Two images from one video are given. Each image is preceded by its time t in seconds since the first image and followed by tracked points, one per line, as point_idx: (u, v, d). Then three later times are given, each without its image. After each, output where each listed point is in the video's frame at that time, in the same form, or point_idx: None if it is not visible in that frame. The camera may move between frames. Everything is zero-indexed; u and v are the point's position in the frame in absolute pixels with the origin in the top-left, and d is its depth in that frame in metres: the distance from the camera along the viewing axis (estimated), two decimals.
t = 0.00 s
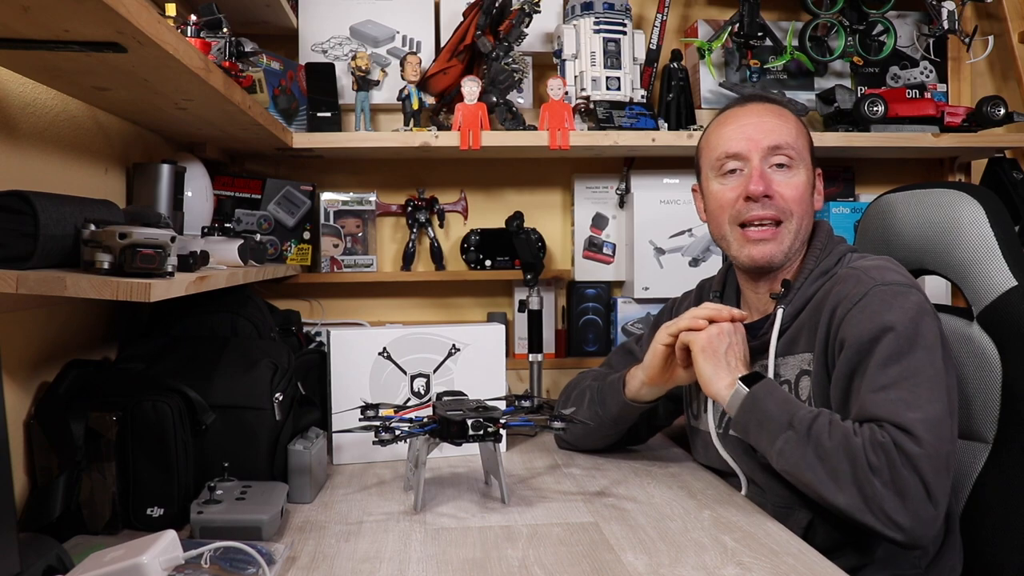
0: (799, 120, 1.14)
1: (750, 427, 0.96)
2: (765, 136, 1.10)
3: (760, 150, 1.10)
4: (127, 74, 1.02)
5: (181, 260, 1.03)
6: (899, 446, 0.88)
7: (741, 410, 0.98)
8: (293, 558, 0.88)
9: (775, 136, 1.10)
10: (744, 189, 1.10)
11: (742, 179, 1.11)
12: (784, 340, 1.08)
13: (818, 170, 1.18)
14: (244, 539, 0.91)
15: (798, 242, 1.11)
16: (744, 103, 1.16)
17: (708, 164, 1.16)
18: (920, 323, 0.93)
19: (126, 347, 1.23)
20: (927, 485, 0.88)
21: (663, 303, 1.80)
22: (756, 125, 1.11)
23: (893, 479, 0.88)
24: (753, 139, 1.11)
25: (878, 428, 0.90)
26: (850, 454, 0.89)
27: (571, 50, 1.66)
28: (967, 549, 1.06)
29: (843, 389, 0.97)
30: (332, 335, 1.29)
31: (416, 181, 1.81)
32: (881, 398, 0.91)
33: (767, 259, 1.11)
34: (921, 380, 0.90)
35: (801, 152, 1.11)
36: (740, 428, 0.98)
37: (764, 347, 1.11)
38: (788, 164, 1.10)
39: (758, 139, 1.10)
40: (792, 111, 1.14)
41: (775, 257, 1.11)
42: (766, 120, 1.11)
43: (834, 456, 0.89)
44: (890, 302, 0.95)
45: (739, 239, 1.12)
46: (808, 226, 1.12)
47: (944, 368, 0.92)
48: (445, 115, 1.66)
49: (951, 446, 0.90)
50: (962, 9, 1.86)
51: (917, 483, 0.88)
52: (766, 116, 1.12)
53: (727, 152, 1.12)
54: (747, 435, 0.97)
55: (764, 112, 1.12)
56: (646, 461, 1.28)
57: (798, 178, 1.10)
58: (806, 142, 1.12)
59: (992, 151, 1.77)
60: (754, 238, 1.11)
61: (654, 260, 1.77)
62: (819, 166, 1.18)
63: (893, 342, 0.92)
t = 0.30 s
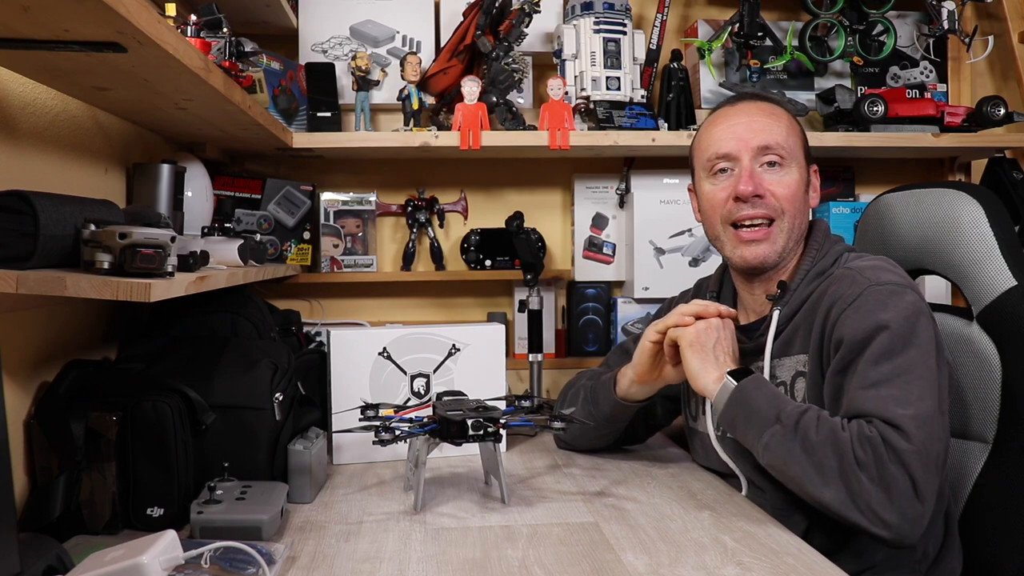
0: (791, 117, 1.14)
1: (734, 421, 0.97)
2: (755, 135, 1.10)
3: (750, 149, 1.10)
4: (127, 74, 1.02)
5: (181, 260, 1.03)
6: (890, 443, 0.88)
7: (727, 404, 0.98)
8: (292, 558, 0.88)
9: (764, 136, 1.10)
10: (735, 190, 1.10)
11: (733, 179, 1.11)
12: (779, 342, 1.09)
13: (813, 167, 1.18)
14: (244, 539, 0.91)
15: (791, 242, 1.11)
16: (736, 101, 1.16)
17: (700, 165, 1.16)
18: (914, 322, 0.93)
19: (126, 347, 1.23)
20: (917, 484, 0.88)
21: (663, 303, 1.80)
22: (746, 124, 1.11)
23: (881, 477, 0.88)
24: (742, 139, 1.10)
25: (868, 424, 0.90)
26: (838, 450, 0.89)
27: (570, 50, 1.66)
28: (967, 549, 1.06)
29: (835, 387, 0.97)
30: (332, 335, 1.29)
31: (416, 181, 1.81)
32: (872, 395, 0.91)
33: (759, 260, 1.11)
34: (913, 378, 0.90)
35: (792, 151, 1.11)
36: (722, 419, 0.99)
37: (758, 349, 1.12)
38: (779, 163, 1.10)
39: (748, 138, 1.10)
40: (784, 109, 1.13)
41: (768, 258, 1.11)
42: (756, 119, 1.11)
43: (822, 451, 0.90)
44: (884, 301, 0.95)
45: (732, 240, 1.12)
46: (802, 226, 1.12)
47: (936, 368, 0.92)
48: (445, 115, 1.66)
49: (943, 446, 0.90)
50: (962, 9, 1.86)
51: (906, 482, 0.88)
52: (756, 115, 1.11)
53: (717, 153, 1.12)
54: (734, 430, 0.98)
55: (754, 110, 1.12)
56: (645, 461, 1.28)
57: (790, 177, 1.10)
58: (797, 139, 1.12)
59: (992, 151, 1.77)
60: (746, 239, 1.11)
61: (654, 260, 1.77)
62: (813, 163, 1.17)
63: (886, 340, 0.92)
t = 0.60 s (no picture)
0: (775, 119, 1.12)
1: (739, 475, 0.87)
2: (737, 143, 1.08)
3: (732, 158, 1.09)
4: (127, 74, 1.02)
5: (181, 260, 1.03)
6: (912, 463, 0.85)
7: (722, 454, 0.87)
8: (292, 558, 0.88)
9: (747, 143, 1.08)
10: (718, 200, 1.09)
11: (717, 189, 1.10)
12: (778, 346, 1.09)
13: (805, 163, 1.16)
14: (244, 539, 0.91)
15: (778, 248, 1.11)
16: (721, 105, 1.14)
17: (687, 173, 1.15)
18: (923, 333, 0.92)
19: (125, 347, 1.23)
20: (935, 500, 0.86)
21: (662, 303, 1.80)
22: (728, 132, 1.09)
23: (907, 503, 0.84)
24: (725, 147, 1.09)
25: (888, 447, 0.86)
26: (863, 477, 0.84)
27: (570, 50, 1.66)
28: (967, 549, 1.06)
29: (842, 401, 0.95)
30: (332, 335, 1.29)
31: (416, 181, 1.81)
32: (891, 414, 0.87)
33: (748, 268, 1.11)
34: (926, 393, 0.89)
35: (776, 155, 1.09)
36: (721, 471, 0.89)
37: (758, 351, 1.12)
38: (763, 169, 1.09)
39: (730, 147, 1.09)
40: (768, 111, 1.12)
41: (756, 265, 1.10)
42: (738, 126, 1.09)
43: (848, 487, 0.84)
44: (892, 312, 0.94)
45: (720, 248, 1.12)
46: (790, 230, 1.11)
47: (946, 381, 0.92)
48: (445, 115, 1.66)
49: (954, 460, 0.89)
50: (962, 9, 1.86)
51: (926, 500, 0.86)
52: (737, 121, 1.10)
53: (701, 162, 1.11)
54: (743, 484, 0.88)
55: (736, 116, 1.10)
56: (645, 461, 1.28)
57: (775, 183, 1.09)
58: (782, 142, 1.10)
59: (992, 151, 1.77)
60: (734, 248, 1.10)
61: (654, 260, 1.77)
62: (804, 159, 1.15)
63: (897, 354, 0.90)
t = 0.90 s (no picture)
0: (748, 123, 1.09)
1: (746, 540, 0.87)
2: (695, 151, 1.09)
3: (692, 165, 1.10)
4: (127, 74, 1.02)
5: (181, 259, 1.03)
6: (910, 480, 0.86)
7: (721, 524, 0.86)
8: (292, 558, 0.88)
9: (705, 151, 1.08)
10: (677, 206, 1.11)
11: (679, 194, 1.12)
12: (776, 350, 1.07)
13: (790, 167, 1.10)
14: (244, 539, 0.91)
15: (736, 257, 1.10)
16: (704, 106, 1.14)
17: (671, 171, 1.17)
18: (921, 342, 0.93)
19: (126, 347, 1.23)
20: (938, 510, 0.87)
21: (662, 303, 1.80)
22: (693, 138, 1.10)
23: (909, 521, 0.86)
24: (687, 153, 1.10)
25: (885, 469, 0.88)
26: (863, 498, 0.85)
27: (570, 50, 1.66)
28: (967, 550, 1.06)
29: (841, 412, 0.95)
30: (332, 335, 1.29)
31: (416, 180, 1.81)
32: (891, 430, 0.88)
33: (704, 275, 1.12)
34: (924, 403, 0.89)
35: (735, 164, 1.07)
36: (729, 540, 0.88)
37: (754, 356, 1.10)
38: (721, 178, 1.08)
39: (690, 153, 1.10)
40: (744, 113, 1.09)
41: (713, 272, 1.11)
42: (701, 133, 1.10)
43: (846, 515, 0.85)
44: (890, 321, 0.94)
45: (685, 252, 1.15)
46: (752, 241, 1.09)
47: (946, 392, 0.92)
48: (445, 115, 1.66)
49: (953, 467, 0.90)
50: (962, 9, 1.86)
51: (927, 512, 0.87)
52: (703, 127, 1.10)
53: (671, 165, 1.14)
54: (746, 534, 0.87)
55: (706, 120, 1.10)
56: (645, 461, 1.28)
57: (731, 193, 1.08)
58: (748, 149, 1.08)
59: (992, 151, 1.77)
60: (692, 254, 1.12)
61: (654, 260, 1.77)
62: (788, 162, 1.09)
63: (894, 365, 0.91)
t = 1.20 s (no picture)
0: (753, 122, 1.09)
1: (745, 546, 0.87)
2: (705, 152, 1.08)
3: (702, 167, 1.09)
4: (127, 74, 1.02)
5: (181, 259, 1.03)
6: (910, 472, 0.86)
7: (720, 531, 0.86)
8: (293, 558, 0.88)
9: (716, 151, 1.07)
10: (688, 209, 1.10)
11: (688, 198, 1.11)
12: (773, 346, 1.07)
13: (792, 167, 1.11)
14: (244, 539, 0.91)
15: (752, 257, 1.10)
16: (703, 108, 1.13)
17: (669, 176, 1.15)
18: (919, 335, 0.93)
19: (126, 347, 1.23)
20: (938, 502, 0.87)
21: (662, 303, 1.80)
22: (701, 139, 1.09)
23: (911, 513, 0.85)
24: (695, 155, 1.09)
25: (885, 463, 0.88)
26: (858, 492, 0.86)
27: (570, 50, 1.66)
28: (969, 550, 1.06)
29: (840, 405, 0.95)
30: (332, 335, 1.29)
31: (416, 180, 1.81)
32: (891, 423, 0.88)
33: (722, 279, 1.11)
34: (923, 396, 0.89)
35: (748, 164, 1.07)
36: (730, 547, 0.88)
37: (752, 352, 1.09)
38: (734, 178, 1.08)
39: (700, 155, 1.09)
40: (747, 113, 1.10)
41: (731, 275, 1.10)
42: (709, 133, 1.09)
43: (844, 513, 0.85)
44: (888, 313, 0.94)
45: (695, 256, 1.13)
46: (766, 240, 1.09)
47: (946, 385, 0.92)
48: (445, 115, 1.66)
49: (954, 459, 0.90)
50: (962, 9, 1.86)
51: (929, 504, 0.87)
52: (709, 128, 1.09)
53: (676, 170, 1.12)
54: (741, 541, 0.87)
55: (711, 121, 1.09)
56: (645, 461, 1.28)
57: (746, 193, 1.07)
58: (757, 148, 1.08)
59: (992, 151, 1.77)
60: (707, 257, 1.11)
61: (654, 260, 1.77)
62: (790, 162, 1.11)
63: (892, 358, 0.91)
